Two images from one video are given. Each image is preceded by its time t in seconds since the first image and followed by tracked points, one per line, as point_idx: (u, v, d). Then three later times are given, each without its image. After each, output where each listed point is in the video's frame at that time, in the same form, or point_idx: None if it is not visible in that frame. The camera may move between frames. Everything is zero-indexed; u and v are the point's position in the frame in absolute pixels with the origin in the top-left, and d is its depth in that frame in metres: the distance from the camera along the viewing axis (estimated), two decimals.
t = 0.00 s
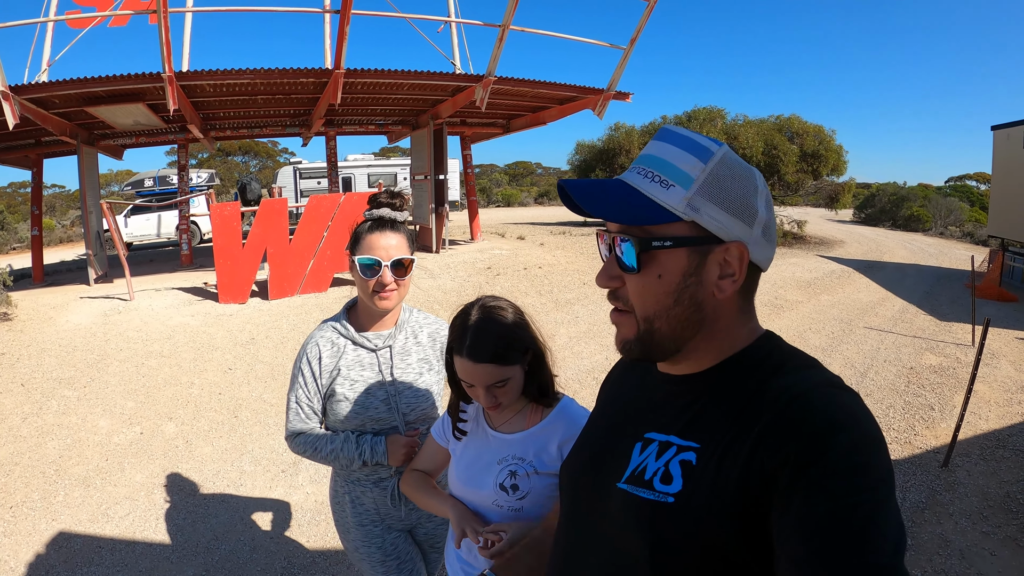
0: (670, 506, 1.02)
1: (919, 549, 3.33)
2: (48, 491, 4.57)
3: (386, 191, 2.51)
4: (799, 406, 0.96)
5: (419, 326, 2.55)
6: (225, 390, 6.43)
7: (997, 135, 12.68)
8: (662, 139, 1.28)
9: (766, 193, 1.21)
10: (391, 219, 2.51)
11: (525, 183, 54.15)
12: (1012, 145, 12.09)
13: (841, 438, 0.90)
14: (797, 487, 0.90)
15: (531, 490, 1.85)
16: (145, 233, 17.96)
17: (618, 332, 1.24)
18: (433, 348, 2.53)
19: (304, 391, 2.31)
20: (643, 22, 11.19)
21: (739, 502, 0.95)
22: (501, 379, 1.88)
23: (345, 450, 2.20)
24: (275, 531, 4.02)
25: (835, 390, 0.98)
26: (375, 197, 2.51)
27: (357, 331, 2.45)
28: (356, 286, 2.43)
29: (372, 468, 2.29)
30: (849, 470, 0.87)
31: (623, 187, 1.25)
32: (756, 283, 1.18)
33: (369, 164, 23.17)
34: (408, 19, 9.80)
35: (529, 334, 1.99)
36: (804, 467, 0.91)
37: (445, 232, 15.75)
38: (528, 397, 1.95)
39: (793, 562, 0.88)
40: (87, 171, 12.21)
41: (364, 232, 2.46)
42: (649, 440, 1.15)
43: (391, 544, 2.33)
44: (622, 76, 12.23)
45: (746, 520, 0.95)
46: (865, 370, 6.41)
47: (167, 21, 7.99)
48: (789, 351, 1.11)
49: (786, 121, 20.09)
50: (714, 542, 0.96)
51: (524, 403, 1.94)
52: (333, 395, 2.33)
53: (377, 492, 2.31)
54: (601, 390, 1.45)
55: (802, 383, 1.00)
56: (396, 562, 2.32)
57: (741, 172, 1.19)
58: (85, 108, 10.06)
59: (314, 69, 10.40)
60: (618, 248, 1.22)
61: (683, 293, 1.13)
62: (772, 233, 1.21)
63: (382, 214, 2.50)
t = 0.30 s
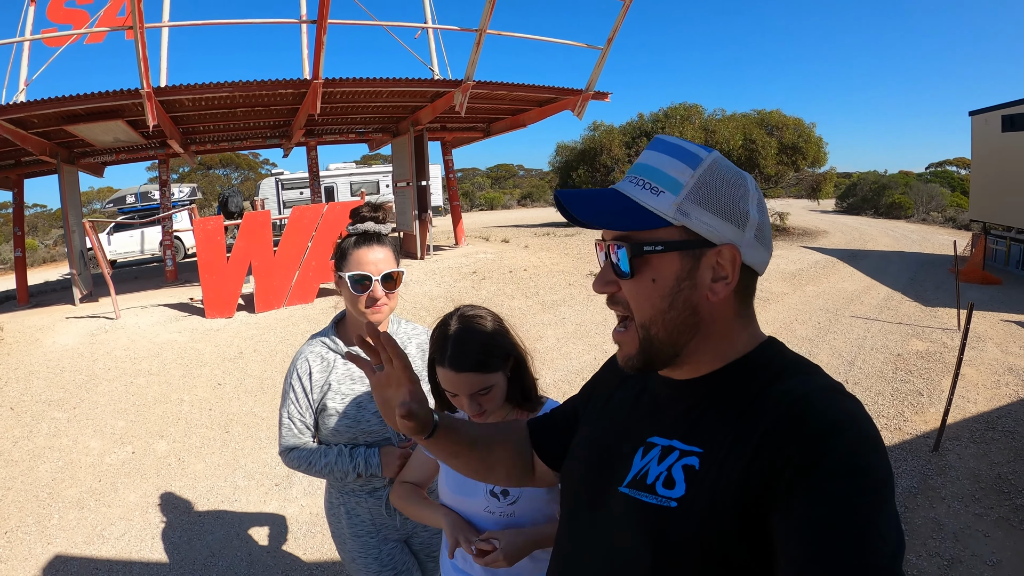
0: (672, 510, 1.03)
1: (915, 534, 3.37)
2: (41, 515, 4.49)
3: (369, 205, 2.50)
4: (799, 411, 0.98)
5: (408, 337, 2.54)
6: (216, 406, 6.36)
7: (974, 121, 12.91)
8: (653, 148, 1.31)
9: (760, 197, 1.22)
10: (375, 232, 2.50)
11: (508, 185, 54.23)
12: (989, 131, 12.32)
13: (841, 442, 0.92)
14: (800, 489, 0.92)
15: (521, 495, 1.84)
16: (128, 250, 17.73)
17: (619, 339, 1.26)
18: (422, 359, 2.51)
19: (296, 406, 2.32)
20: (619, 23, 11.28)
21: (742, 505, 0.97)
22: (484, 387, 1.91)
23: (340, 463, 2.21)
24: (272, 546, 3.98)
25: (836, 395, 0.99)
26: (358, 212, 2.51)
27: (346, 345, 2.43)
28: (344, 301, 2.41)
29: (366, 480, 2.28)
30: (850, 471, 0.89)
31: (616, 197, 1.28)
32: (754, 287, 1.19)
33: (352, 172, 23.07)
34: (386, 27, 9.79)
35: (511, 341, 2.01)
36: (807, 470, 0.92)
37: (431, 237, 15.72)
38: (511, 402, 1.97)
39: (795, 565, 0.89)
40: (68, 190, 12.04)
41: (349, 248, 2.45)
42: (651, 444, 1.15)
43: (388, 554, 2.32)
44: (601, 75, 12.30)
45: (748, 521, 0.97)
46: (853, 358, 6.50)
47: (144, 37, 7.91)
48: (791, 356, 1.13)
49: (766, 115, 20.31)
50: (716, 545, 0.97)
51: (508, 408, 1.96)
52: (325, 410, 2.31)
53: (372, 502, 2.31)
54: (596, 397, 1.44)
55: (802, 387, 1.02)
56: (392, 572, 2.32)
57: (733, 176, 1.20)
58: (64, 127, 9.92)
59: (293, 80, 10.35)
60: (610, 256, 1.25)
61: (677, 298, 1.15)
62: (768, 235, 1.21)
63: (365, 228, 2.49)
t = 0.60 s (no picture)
0: (669, 505, 1.04)
1: (912, 537, 3.38)
2: (44, 499, 4.55)
3: (375, 197, 2.59)
4: (798, 409, 0.99)
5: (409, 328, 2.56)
6: (219, 394, 6.42)
7: (984, 125, 12.80)
8: (664, 138, 1.30)
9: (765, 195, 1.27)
10: (381, 223, 2.51)
11: (515, 180, 54.19)
12: (999, 135, 12.23)
13: (840, 441, 0.93)
14: (798, 486, 0.93)
15: (516, 484, 1.87)
16: (135, 239, 17.84)
17: (624, 330, 1.23)
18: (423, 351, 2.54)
19: (296, 391, 2.34)
20: (629, 19, 11.23)
21: (739, 504, 0.98)
22: (479, 377, 1.92)
23: (336, 449, 2.24)
24: (272, 533, 4.03)
25: (834, 392, 1.01)
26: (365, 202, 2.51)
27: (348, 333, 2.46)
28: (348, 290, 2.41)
29: (361, 467, 2.30)
30: (849, 470, 0.90)
31: (629, 189, 1.25)
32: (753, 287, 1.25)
33: (359, 165, 23.10)
34: (395, 20, 9.79)
35: (507, 332, 2.03)
36: (804, 469, 0.94)
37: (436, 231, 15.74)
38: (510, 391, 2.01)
39: (793, 563, 0.90)
40: (77, 178, 12.11)
41: (354, 238, 2.45)
42: (648, 439, 1.16)
43: (381, 542, 2.34)
44: (609, 72, 12.26)
45: (745, 517, 0.98)
46: (856, 360, 6.49)
47: (154, 27, 7.93)
48: (789, 353, 1.14)
49: (775, 114, 20.19)
50: (713, 541, 0.98)
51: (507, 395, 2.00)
52: (324, 396, 2.34)
53: (367, 489, 2.34)
54: (589, 391, 1.45)
55: (800, 385, 1.03)
56: (384, 560, 2.33)
57: (745, 174, 1.23)
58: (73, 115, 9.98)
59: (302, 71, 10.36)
60: (624, 250, 1.23)
61: (695, 295, 1.16)
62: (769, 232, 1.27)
63: (372, 219, 2.50)
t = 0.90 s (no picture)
0: (670, 505, 1.04)
1: (911, 543, 3.37)
2: (44, 488, 4.57)
3: (377, 191, 2.48)
4: (800, 409, 0.99)
5: (409, 323, 2.57)
6: (220, 387, 6.44)
7: (991, 131, 12.74)
8: (669, 136, 1.30)
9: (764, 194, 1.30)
10: (384, 218, 2.52)
11: (519, 179, 54.16)
12: (1005, 142, 12.17)
13: (842, 441, 0.93)
14: (801, 485, 0.93)
15: (513, 478, 1.88)
16: (140, 231, 17.90)
17: (634, 323, 1.19)
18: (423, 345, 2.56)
19: (296, 384, 2.34)
20: (636, 19, 11.21)
21: (741, 505, 0.98)
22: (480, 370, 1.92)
23: (337, 443, 2.24)
24: (271, 526, 4.05)
25: (835, 392, 1.01)
26: (368, 197, 2.50)
27: (349, 327, 2.47)
28: (350, 285, 2.43)
29: (361, 460, 2.31)
30: (851, 471, 0.90)
31: (641, 183, 1.23)
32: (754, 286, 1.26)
33: (364, 161, 23.11)
34: (402, 16, 9.79)
35: (509, 328, 2.04)
36: (806, 468, 0.93)
37: (440, 228, 15.74)
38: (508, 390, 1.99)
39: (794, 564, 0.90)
40: (82, 169, 12.16)
41: (357, 233, 2.46)
42: (650, 439, 1.16)
43: (379, 535, 2.34)
44: (616, 72, 12.24)
45: (747, 519, 0.98)
46: (858, 365, 6.47)
47: (161, 20, 7.95)
48: (791, 353, 1.15)
49: (780, 117, 20.12)
50: (715, 542, 0.98)
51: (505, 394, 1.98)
52: (324, 389, 2.35)
53: (366, 482, 2.34)
54: (591, 390, 1.45)
55: (802, 385, 1.03)
56: (382, 554, 2.33)
57: (750, 172, 1.25)
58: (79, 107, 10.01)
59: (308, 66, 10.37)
60: (636, 243, 1.21)
61: (711, 290, 1.15)
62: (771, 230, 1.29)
63: (375, 214, 2.51)
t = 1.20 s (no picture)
0: (670, 504, 1.04)
1: (907, 543, 3.39)
2: (37, 483, 4.55)
3: (369, 184, 2.50)
4: (803, 408, 0.98)
5: (403, 316, 2.56)
6: (216, 382, 6.43)
7: (989, 133, 12.76)
8: (687, 126, 1.27)
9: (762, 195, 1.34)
10: (376, 212, 2.52)
11: (518, 176, 54.13)
12: (1002, 143, 12.20)
13: (842, 441, 0.92)
14: (802, 486, 0.92)
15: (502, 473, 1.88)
16: (135, 226, 17.84)
17: (647, 324, 1.16)
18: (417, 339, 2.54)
19: (289, 377, 2.33)
20: (636, 17, 11.18)
21: (740, 505, 0.97)
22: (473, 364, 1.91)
23: (330, 437, 2.24)
24: (266, 521, 4.04)
25: (833, 388, 1.01)
26: (360, 190, 2.50)
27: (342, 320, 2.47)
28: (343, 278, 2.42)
29: (354, 455, 2.30)
30: (852, 470, 0.90)
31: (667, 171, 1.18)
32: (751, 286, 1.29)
33: (362, 157, 23.05)
34: (401, 12, 9.75)
35: (500, 322, 2.04)
36: (806, 467, 0.93)
37: (438, 225, 15.71)
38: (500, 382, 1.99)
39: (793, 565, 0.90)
40: (78, 163, 12.09)
41: (349, 226, 2.46)
42: (646, 436, 1.15)
43: (372, 531, 2.34)
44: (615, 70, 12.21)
45: (746, 520, 0.98)
46: (855, 364, 6.49)
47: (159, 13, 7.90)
48: (787, 348, 1.14)
49: (778, 116, 20.13)
50: (713, 542, 0.98)
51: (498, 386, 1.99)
52: (317, 383, 2.34)
53: (359, 477, 2.34)
54: (585, 385, 1.43)
55: (803, 382, 1.02)
56: (375, 548, 2.33)
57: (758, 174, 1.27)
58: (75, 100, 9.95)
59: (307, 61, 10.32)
60: (657, 235, 1.18)
61: (730, 288, 1.14)
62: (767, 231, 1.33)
63: (367, 207, 2.51)
